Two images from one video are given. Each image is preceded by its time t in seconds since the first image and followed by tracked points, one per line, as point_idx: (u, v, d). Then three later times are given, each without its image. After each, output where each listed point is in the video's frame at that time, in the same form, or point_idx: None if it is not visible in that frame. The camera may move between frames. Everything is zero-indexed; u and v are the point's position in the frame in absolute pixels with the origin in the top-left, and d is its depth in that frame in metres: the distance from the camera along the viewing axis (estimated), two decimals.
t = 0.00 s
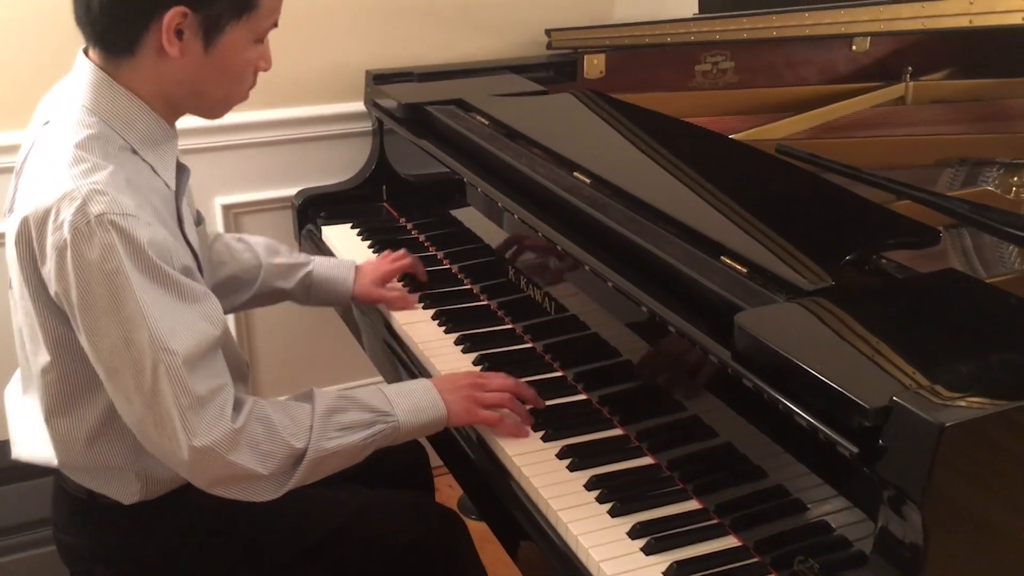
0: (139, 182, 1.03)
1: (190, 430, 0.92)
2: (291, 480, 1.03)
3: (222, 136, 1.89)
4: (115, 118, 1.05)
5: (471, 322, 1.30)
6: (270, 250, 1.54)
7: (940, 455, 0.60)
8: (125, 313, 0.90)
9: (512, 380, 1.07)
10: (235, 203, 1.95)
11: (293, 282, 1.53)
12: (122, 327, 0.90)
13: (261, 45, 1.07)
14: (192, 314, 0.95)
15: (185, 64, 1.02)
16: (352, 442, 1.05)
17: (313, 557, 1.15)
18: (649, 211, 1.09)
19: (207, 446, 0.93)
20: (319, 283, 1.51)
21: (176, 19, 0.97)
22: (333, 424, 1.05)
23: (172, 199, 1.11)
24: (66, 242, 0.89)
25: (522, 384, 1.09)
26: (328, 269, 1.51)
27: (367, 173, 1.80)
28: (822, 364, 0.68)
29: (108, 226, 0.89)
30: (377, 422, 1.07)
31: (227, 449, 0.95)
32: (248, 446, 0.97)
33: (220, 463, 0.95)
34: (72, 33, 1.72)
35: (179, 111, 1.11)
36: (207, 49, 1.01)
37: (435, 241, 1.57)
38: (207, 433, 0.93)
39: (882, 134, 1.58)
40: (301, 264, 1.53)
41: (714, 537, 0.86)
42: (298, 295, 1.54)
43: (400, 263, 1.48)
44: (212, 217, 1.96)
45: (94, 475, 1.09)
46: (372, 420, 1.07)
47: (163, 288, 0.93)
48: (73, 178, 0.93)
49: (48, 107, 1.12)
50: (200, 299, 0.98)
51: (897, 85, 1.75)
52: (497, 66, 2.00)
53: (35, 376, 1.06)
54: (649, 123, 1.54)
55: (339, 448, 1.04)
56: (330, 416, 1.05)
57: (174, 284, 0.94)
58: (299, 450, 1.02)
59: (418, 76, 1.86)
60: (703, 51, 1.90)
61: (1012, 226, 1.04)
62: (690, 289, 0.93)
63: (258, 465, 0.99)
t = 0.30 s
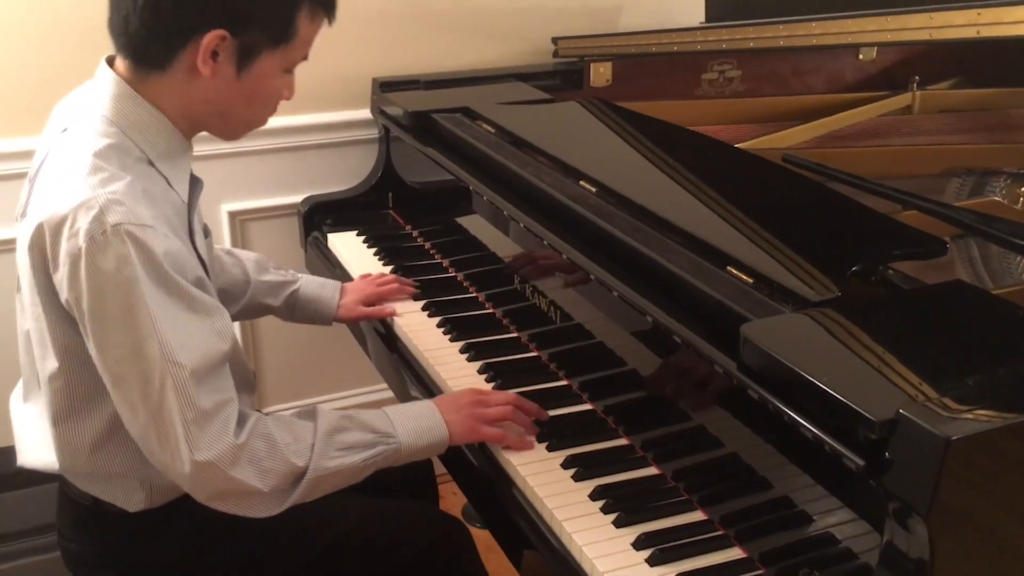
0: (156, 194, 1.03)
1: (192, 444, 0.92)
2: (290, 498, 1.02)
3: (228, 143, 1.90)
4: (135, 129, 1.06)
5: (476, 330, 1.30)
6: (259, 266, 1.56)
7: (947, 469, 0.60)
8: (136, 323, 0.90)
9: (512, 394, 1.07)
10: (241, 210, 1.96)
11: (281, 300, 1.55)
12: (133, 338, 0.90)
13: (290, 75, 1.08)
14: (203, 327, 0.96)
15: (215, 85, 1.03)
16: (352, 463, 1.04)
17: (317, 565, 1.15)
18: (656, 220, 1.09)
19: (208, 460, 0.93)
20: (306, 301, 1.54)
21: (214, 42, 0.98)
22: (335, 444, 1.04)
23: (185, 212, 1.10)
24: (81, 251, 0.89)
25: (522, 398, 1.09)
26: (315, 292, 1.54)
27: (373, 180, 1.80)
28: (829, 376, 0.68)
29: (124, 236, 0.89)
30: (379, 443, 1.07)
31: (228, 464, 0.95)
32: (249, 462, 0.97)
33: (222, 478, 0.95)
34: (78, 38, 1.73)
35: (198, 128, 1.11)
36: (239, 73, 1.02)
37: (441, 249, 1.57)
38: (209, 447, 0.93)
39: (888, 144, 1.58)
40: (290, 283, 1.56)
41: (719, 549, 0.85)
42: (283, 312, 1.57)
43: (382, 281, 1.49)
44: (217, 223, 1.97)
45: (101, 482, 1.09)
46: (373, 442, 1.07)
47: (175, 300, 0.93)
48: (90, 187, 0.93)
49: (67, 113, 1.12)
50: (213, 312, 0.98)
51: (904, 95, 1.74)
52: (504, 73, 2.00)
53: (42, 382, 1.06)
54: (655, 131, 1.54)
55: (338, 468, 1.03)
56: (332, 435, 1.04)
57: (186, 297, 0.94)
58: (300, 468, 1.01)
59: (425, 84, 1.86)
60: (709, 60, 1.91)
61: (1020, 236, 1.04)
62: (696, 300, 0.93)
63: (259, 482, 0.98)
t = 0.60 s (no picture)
0: (176, 206, 1.03)
1: (191, 457, 0.91)
2: (287, 513, 1.01)
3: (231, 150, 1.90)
4: (160, 139, 1.06)
5: (475, 340, 1.30)
6: (262, 258, 1.56)
7: (946, 487, 0.59)
8: (152, 332, 0.90)
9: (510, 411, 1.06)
10: (244, 218, 1.96)
11: (281, 290, 1.56)
12: (146, 346, 0.90)
13: (317, 102, 1.10)
14: (217, 339, 0.96)
15: (245, 107, 1.04)
16: (352, 479, 1.04)
17: None
18: (655, 231, 1.08)
19: (206, 476, 0.92)
20: (306, 293, 1.55)
21: (251, 65, 0.99)
22: (332, 460, 1.03)
23: (201, 224, 1.10)
24: (103, 257, 0.90)
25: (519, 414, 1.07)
26: (315, 283, 1.54)
27: (374, 189, 1.80)
28: (828, 392, 0.67)
29: (148, 245, 0.90)
30: (377, 459, 1.06)
31: (226, 479, 0.94)
32: (247, 477, 0.96)
33: (219, 493, 0.94)
34: (80, 47, 1.74)
35: (221, 144, 1.12)
36: (271, 98, 1.04)
37: (442, 258, 1.57)
38: (208, 462, 0.92)
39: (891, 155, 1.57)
40: (291, 274, 1.56)
41: (717, 563, 0.85)
42: (284, 303, 1.57)
43: (385, 282, 1.49)
44: (219, 231, 1.97)
45: (101, 489, 1.09)
46: (371, 457, 1.06)
47: (193, 312, 0.93)
48: (115, 195, 0.93)
49: (92, 121, 1.12)
50: (227, 327, 0.98)
51: (908, 105, 1.72)
52: (507, 82, 2.01)
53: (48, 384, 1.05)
54: (657, 141, 1.54)
55: (338, 484, 1.02)
56: (329, 451, 1.03)
57: (204, 309, 0.94)
58: (297, 484, 1.00)
59: (427, 93, 1.87)
60: (712, 70, 1.91)
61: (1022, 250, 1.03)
62: (695, 313, 0.92)
63: (257, 497, 0.97)
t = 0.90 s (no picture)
0: (188, 217, 1.02)
1: (182, 467, 0.91)
2: (278, 521, 1.00)
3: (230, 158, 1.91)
4: (175, 150, 1.06)
5: (470, 349, 1.29)
6: (274, 262, 1.54)
7: (933, 500, 0.59)
8: (157, 338, 0.90)
9: (501, 419, 1.06)
10: (242, 225, 1.96)
11: (293, 295, 1.53)
12: (150, 352, 0.90)
13: (332, 125, 1.11)
14: (222, 350, 0.96)
15: (264, 125, 1.05)
16: (342, 483, 1.03)
17: None
18: (648, 242, 1.08)
19: (196, 485, 0.91)
20: (316, 299, 1.52)
21: (273, 85, 1.00)
22: (322, 465, 1.02)
23: (210, 236, 1.09)
24: (114, 261, 0.90)
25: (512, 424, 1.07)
26: (327, 288, 1.51)
27: (371, 197, 1.80)
28: (816, 405, 0.66)
29: (160, 252, 0.90)
30: (368, 462, 1.06)
31: (215, 488, 0.93)
32: (236, 486, 0.95)
33: (208, 502, 0.93)
34: (78, 55, 1.74)
35: (236, 159, 1.12)
36: (290, 118, 1.05)
37: (438, 266, 1.57)
38: (198, 472, 0.91)
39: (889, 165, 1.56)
40: (303, 278, 1.54)
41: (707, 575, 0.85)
42: (297, 307, 1.55)
43: (395, 291, 1.48)
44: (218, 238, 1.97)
45: (97, 494, 1.08)
46: (361, 461, 1.05)
47: (200, 322, 0.93)
48: (130, 202, 0.94)
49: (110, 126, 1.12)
50: (232, 341, 0.97)
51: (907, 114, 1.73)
52: (506, 91, 2.01)
53: (49, 384, 1.05)
54: (654, 150, 1.54)
55: (328, 489, 1.02)
56: (319, 455, 1.03)
57: (211, 320, 0.94)
58: (288, 490, 0.99)
59: (425, 101, 1.87)
60: (711, 78, 1.90)
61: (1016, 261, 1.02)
62: (687, 324, 0.92)
63: (247, 506, 0.96)
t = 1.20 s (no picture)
0: (196, 220, 1.02)
1: (164, 466, 0.91)
2: (261, 525, 1.00)
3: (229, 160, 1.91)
4: (185, 153, 1.06)
5: (462, 353, 1.29)
6: (255, 279, 1.55)
7: (912, 505, 0.59)
8: (156, 337, 0.90)
9: (491, 423, 1.05)
10: (240, 228, 1.96)
11: (276, 310, 1.54)
12: (148, 351, 0.90)
13: (342, 137, 1.12)
14: (222, 355, 0.96)
15: (278, 134, 1.06)
16: (327, 488, 1.03)
17: None
18: (638, 246, 1.08)
19: (174, 486, 0.91)
20: (302, 311, 1.53)
21: (288, 94, 1.01)
22: (308, 470, 1.02)
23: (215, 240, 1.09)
24: (119, 258, 0.90)
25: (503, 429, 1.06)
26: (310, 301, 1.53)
27: (369, 200, 1.80)
28: (797, 410, 0.66)
29: (165, 251, 0.91)
30: (355, 469, 1.06)
31: (198, 489, 0.93)
32: (220, 489, 0.95)
33: (190, 503, 0.93)
34: (77, 57, 1.75)
35: (244, 168, 1.13)
36: (303, 127, 1.06)
37: (433, 269, 1.57)
38: (180, 474, 0.92)
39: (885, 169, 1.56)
40: (285, 293, 1.55)
41: None
42: (280, 324, 1.56)
43: (379, 295, 1.48)
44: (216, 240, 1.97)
45: (91, 493, 1.08)
46: (349, 466, 1.05)
47: (201, 324, 0.93)
48: (137, 200, 0.94)
49: (122, 127, 1.12)
50: (231, 346, 0.97)
51: (904, 118, 1.72)
52: (503, 95, 2.01)
53: (48, 380, 1.05)
54: (649, 154, 1.54)
55: (314, 494, 1.02)
56: (305, 462, 1.03)
57: (212, 323, 0.95)
58: (272, 495, 0.99)
59: (422, 105, 1.87)
60: (709, 82, 1.91)
61: (1008, 266, 1.02)
62: (676, 328, 0.92)
63: (229, 509, 0.96)
